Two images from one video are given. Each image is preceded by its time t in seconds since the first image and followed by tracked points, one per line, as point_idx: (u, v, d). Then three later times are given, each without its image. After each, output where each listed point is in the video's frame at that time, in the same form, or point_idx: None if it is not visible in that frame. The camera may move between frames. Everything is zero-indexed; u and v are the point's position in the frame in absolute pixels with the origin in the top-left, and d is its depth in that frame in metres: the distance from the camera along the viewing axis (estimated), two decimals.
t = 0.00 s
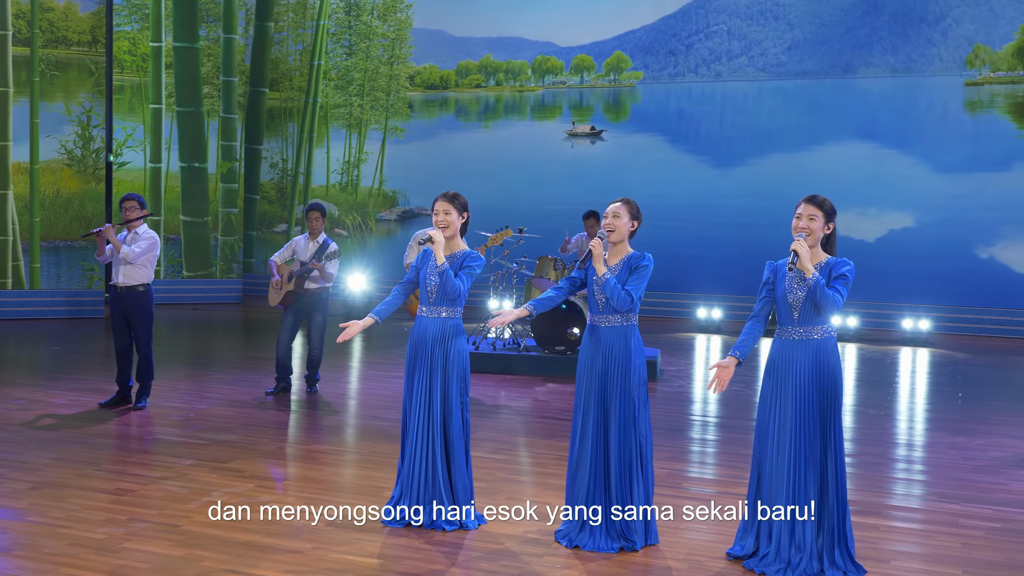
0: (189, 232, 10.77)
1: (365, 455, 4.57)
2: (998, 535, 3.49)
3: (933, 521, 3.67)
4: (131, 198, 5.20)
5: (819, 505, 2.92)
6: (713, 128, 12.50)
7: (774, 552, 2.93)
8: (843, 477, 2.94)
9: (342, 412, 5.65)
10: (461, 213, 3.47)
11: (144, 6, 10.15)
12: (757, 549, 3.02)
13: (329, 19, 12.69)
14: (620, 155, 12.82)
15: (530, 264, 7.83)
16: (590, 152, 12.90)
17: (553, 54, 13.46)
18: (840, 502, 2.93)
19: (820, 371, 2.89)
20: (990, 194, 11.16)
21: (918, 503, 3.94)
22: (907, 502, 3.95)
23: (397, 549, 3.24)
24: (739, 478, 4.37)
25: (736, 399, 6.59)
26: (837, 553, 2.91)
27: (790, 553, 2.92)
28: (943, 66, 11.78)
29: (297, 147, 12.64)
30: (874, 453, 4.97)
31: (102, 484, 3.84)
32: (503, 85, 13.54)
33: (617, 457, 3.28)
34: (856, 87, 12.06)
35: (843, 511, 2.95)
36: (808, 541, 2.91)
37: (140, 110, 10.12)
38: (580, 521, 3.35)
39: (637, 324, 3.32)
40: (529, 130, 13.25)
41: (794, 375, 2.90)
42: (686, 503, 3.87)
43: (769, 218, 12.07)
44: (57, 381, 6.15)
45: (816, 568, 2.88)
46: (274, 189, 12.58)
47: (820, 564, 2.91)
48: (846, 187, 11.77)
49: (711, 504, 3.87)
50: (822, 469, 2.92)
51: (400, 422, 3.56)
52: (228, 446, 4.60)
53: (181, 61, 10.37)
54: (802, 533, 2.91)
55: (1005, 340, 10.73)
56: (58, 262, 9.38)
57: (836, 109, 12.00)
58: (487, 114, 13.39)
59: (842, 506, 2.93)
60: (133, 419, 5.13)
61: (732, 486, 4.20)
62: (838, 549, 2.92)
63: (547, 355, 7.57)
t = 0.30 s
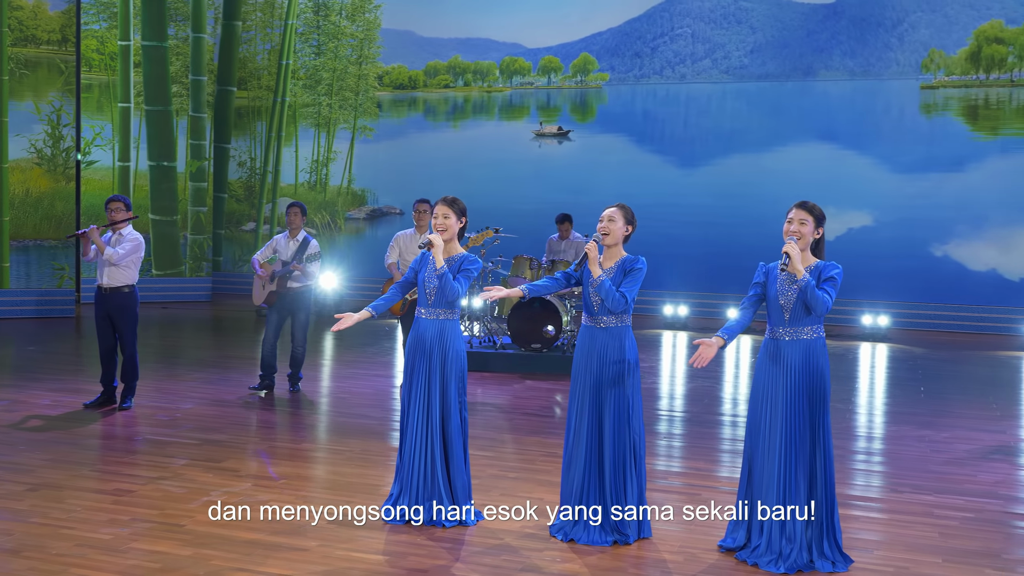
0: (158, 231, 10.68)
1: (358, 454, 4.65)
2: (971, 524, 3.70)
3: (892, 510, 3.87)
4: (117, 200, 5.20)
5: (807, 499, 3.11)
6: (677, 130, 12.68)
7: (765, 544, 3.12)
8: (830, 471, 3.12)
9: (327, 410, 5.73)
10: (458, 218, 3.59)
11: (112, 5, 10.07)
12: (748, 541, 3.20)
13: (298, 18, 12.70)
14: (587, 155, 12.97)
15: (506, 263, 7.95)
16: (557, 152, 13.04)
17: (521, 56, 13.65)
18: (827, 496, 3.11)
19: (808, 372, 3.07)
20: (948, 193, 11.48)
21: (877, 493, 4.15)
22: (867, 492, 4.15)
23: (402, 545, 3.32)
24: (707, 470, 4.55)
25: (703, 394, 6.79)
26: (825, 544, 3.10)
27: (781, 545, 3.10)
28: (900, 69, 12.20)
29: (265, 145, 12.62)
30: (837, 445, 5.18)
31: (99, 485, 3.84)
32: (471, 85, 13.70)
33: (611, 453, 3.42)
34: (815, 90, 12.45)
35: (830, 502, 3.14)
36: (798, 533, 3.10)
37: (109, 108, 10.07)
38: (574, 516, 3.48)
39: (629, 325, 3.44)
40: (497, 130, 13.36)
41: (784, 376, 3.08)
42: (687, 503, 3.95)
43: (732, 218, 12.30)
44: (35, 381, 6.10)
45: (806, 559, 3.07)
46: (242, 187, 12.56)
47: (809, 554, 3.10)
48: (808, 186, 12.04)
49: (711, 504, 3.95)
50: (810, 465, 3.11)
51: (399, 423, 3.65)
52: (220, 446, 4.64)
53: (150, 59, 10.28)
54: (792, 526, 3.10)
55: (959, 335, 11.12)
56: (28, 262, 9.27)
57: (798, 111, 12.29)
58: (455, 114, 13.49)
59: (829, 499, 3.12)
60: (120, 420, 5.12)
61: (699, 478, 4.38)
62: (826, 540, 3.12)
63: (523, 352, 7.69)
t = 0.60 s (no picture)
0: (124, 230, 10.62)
1: (346, 453, 4.74)
2: (941, 513, 3.92)
3: (856, 499, 4.10)
4: (100, 201, 5.23)
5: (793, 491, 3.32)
6: (641, 130, 12.91)
7: (754, 535, 3.32)
8: (814, 463, 3.34)
9: (310, 409, 5.82)
10: (454, 222, 3.71)
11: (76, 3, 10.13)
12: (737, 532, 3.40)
13: (264, 17, 12.70)
14: (552, 154, 13.12)
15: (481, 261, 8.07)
16: (522, 151, 13.16)
17: (487, 56, 13.75)
18: (811, 487, 3.33)
19: (794, 370, 3.28)
20: (900, 195, 11.78)
21: (840, 483, 4.38)
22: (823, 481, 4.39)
23: (405, 541, 3.41)
24: (672, 462, 4.75)
25: (668, 389, 7.02)
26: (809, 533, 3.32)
27: (768, 535, 3.30)
28: (856, 72, 12.61)
29: (231, 144, 12.58)
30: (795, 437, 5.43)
31: (95, 485, 3.85)
32: (438, 85, 13.75)
33: (602, 449, 3.56)
34: (776, 91, 12.72)
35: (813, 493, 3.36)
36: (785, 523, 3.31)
37: (73, 106, 10.06)
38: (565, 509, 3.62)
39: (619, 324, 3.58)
40: (463, 129, 13.44)
41: (772, 374, 3.28)
42: (686, 503, 4.00)
43: (693, 215, 12.51)
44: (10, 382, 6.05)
45: (792, 548, 3.28)
46: (208, 185, 12.53)
47: (795, 543, 3.31)
48: (767, 185, 12.28)
49: (712, 504, 4.00)
50: (795, 458, 3.32)
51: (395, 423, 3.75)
52: (210, 447, 4.66)
53: (117, 57, 10.20)
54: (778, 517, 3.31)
55: (913, 329, 11.48)
56: None
57: (759, 112, 12.54)
58: (421, 113, 13.53)
59: (812, 490, 3.33)
60: (104, 421, 5.11)
61: (666, 470, 4.58)
62: (810, 529, 3.34)
63: (498, 349, 7.83)
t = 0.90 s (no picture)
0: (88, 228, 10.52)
1: (333, 451, 4.83)
2: (909, 503, 4.14)
3: (826, 489, 4.31)
4: (78, 202, 5.21)
5: (776, 483, 3.50)
6: (604, 129, 13.09)
7: (737, 525, 3.49)
8: (795, 456, 3.51)
9: (290, 405, 5.90)
10: (446, 225, 3.83)
11: None
12: (721, 522, 3.58)
13: (227, 15, 12.65)
14: (516, 153, 13.22)
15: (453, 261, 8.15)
16: (486, 150, 13.24)
17: (451, 55, 13.87)
18: (792, 479, 3.51)
19: (775, 367, 3.46)
20: (854, 192, 12.10)
21: (810, 474, 4.59)
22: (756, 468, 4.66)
23: (402, 536, 3.51)
24: (638, 454, 4.96)
25: (634, 386, 7.22)
26: (790, 523, 3.50)
27: (751, 526, 3.48)
28: (812, 74, 12.97)
29: (194, 141, 12.48)
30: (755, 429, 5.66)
31: (88, 485, 3.87)
32: (403, 83, 13.90)
33: (590, 444, 3.69)
34: (734, 91, 13.00)
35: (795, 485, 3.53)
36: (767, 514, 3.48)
37: (36, 104, 9.98)
38: (553, 501, 3.76)
39: (608, 326, 3.70)
40: (428, 128, 13.48)
41: (755, 372, 3.45)
42: (686, 504, 4.05)
43: (653, 212, 12.74)
44: None
45: (773, 537, 3.46)
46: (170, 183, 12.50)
47: (776, 532, 3.49)
48: (725, 183, 12.51)
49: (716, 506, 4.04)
50: (776, 452, 3.49)
51: (388, 421, 3.85)
52: (197, 448, 4.71)
53: (79, 55, 10.04)
54: (761, 508, 3.48)
55: (869, 322, 11.84)
56: None
57: (719, 112, 12.74)
58: (386, 112, 13.62)
59: (794, 482, 3.51)
60: (86, 421, 5.11)
61: (632, 462, 4.77)
62: (791, 520, 3.52)
63: (471, 347, 7.96)
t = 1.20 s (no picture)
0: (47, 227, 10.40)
1: (317, 451, 4.91)
2: (878, 494, 4.35)
3: (797, 480, 4.50)
4: (54, 204, 5.21)
5: (754, 475, 3.66)
6: (566, 128, 13.15)
7: (716, 515, 3.66)
8: (772, 449, 3.68)
9: (266, 405, 5.97)
10: (435, 230, 3.97)
11: None
12: (701, 514, 3.74)
13: (189, 11, 12.77)
14: (479, 151, 13.25)
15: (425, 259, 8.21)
16: (450, 147, 13.25)
17: (414, 53, 13.92)
18: (769, 471, 3.68)
19: (753, 364, 3.62)
20: (810, 191, 12.34)
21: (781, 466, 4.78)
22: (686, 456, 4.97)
23: (396, 531, 3.61)
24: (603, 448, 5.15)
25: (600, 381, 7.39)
26: (768, 513, 3.67)
27: (730, 516, 3.64)
28: (770, 74, 13.24)
29: (155, 138, 12.51)
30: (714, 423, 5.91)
31: (78, 485, 3.90)
32: (366, 82, 13.85)
33: (574, 440, 3.82)
34: (694, 90, 13.26)
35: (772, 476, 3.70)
36: (746, 506, 3.64)
37: None
38: (539, 495, 3.87)
39: (592, 326, 3.83)
40: (392, 125, 13.44)
41: (733, 369, 3.61)
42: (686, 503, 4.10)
43: (615, 208, 12.83)
44: None
45: (752, 527, 3.63)
46: (131, 180, 12.44)
47: (755, 522, 3.65)
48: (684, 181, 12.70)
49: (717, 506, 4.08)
50: (754, 445, 3.65)
51: (377, 420, 3.95)
52: (183, 449, 4.75)
53: (38, 51, 9.84)
54: (741, 499, 3.64)
55: (826, 316, 12.16)
56: None
57: (679, 112, 12.95)
58: (350, 110, 13.56)
59: (771, 473, 3.68)
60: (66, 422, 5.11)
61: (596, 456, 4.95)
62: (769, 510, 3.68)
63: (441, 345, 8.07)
